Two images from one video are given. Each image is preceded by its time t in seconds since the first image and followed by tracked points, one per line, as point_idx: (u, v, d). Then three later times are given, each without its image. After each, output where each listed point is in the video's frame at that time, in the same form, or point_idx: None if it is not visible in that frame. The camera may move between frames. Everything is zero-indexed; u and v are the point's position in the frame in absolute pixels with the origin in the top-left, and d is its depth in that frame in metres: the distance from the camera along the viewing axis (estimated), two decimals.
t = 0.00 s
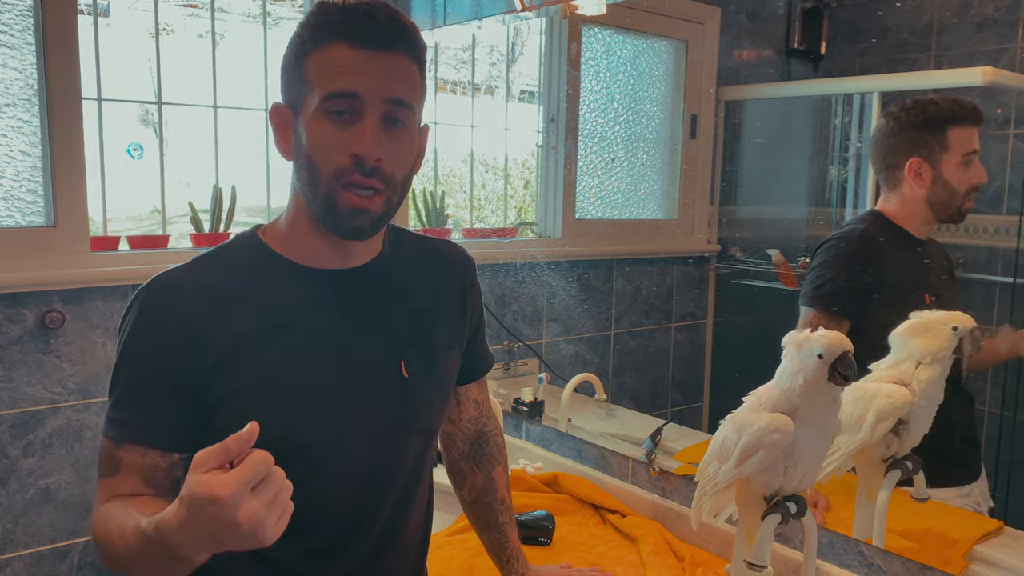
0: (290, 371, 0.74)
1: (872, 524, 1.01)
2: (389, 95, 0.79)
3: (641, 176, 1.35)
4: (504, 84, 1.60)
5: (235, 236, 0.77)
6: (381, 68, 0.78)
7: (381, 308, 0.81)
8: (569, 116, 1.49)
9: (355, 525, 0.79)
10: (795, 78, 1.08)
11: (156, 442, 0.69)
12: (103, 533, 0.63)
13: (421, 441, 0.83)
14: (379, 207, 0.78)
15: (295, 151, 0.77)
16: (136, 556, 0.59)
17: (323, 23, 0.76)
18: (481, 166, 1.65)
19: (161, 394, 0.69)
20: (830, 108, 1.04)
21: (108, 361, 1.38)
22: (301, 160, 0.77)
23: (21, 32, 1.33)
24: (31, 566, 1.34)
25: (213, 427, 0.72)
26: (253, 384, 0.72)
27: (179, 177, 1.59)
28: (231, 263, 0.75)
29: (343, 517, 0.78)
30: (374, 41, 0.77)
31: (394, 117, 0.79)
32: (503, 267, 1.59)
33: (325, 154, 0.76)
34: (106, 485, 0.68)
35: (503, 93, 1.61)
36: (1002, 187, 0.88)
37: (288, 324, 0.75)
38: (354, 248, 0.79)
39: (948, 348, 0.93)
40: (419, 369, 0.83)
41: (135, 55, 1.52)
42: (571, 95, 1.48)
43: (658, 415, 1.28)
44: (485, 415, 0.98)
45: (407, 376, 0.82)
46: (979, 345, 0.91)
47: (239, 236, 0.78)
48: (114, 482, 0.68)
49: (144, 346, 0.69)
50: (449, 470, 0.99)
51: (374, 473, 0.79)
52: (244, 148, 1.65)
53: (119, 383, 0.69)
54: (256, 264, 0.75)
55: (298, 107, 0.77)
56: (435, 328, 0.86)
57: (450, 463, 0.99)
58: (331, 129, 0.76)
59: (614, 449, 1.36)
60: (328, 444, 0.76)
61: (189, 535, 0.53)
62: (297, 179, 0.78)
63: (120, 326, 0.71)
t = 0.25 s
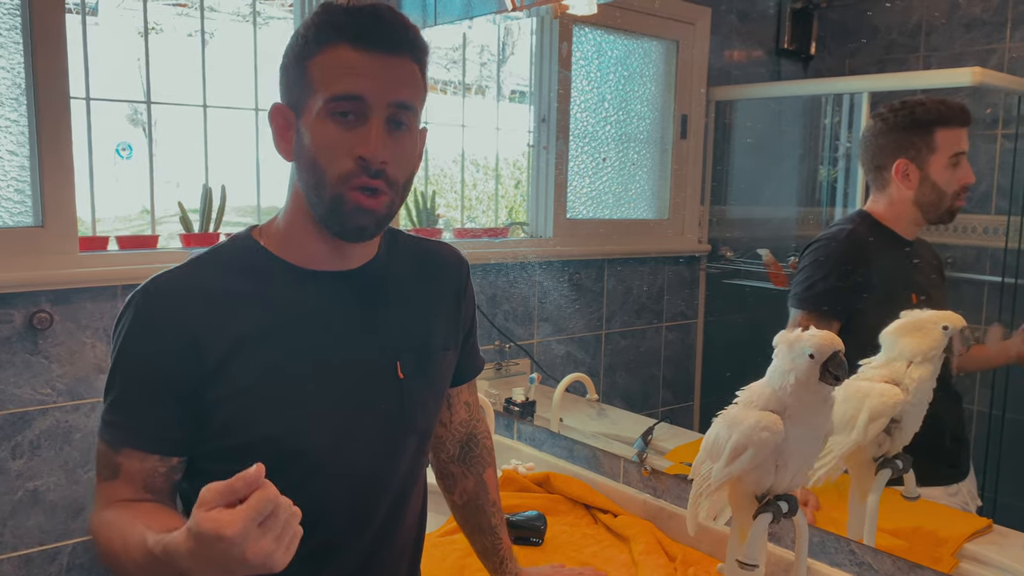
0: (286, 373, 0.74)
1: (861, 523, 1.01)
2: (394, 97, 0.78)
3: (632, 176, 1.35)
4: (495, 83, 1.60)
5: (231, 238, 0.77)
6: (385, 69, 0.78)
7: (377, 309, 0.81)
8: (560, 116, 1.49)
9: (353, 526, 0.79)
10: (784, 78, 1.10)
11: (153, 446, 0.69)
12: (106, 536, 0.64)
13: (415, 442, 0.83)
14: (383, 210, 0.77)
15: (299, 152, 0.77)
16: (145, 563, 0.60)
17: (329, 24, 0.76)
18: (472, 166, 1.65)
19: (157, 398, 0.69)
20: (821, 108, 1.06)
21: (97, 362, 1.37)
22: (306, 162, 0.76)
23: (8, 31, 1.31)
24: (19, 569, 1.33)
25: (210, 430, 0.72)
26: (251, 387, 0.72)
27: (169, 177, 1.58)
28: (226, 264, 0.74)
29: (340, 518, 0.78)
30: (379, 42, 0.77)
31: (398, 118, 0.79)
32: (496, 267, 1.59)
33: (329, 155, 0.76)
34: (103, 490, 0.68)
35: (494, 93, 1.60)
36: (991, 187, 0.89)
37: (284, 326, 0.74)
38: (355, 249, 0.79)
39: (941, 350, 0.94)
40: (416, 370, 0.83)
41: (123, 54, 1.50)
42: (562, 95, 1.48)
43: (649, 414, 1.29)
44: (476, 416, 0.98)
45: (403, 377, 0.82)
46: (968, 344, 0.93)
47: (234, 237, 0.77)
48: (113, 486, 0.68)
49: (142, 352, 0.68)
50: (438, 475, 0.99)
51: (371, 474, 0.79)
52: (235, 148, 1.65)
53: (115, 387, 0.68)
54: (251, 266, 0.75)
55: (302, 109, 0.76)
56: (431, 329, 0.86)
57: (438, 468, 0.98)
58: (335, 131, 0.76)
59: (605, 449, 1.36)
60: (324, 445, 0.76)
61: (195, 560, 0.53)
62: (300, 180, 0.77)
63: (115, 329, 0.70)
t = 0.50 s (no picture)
0: (279, 369, 0.74)
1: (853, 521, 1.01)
2: (400, 100, 0.78)
3: (624, 176, 1.35)
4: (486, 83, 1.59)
5: (223, 232, 0.77)
6: (393, 71, 0.77)
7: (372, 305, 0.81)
8: (551, 115, 1.49)
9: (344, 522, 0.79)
10: (775, 78, 1.10)
11: (143, 438, 0.68)
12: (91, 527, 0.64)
13: (409, 441, 0.83)
14: (379, 213, 0.77)
15: (299, 147, 0.76)
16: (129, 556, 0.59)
17: (342, 23, 0.76)
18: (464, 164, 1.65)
19: (148, 392, 0.68)
20: (811, 108, 1.07)
21: (87, 362, 1.36)
22: (305, 158, 0.76)
23: None
24: (8, 570, 1.32)
25: (200, 424, 0.72)
26: (240, 381, 0.72)
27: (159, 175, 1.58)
28: (220, 258, 0.74)
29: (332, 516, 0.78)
30: (389, 43, 0.77)
31: (402, 122, 0.79)
32: (488, 267, 1.58)
33: (330, 153, 0.75)
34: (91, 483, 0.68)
35: (486, 92, 1.60)
36: (980, 187, 0.90)
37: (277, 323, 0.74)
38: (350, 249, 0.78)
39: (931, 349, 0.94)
40: (409, 367, 0.82)
41: (113, 52, 1.49)
42: (553, 95, 1.48)
43: (641, 413, 1.29)
44: (470, 416, 0.98)
45: (398, 374, 0.81)
46: (960, 343, 0.93)
47: (228, 232, 0.77)
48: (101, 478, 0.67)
49: (130, 343, 0.68)
50: (432, 476, 0.98)
51: (364, 472, 0.79)
52: (225, 147, 1.64)
53: (105, 380, 0.67)
54: (246, 260, 0.74)
55: (306, 105, 0.76)
56: (426, 327, 0.85)
57: (432, 469, 0.98)
58: (338, 129, 0.75)
59: (597, 448, 1.35)
60: (317, 442, 0.75)
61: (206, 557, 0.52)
62: (299, 176, 0.77)
63: (106, 322, 0.70)
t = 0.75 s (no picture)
0: (272, 370, 0.73)
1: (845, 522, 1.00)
2: (396, 100, 0.79)
3: (618, 175, 1.35)
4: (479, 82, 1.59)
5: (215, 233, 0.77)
6: (390, 71, 0.78)
7: (366, 306, 0.81)
8: (544, 115, 1.49)
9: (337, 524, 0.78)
10: (767, 78, 1.12)
11: (132, 439, 0.66)
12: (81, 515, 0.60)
13: (402, 442, 0.83)
14: (372, 209, 0.76)
15: (292, 142, 0.76)
16: (120, 547, 0.55)
17: (340, 23, 0.77)
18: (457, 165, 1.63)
19: (139, 390, 0.67)
20: (804, 107, 1.09)
21: (77, 363, 1.35)
22: (297, 153, 0.75)
23: None
24: None
25: (192, 424, 0.71)
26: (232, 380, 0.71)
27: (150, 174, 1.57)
28: (212, 258, 0.74)
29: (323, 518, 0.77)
30: (386, 44, 0.78)
31: (398, 121, 0.79)
32: (481, 267, 1.58)
33: (325, 149, 0.74)
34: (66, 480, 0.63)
35: (478, 92, 1.59)
36: (971, 187, 0.92)
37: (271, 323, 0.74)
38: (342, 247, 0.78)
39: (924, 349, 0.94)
40: (403, 368, 0.82)
41: (104, 51, 1.48)
42: (546, 94, 1.47)
43: (634, 413, 1.29)
44: (464, 419, 0.97)
45: (391, 374, 0.81)
46: (952, 342, 0.94)
47: (219, 233, 0.77)
48: (80, 474, 0.63)
49: (123, 339, 0.67)
50: (426, 480, 0.97)
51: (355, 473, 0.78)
52: (217, 146, 1.63)
53: (94, 378, 0.66)
54: (238, 261, 0.74)
55: (301, 102, 0.76)
56: (419, 328, 0.85)
57: (426, 474, 0.97)
58: (333, 126, 0.75)
59: (590, 447, 1.35)
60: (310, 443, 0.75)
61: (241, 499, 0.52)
62: (292, 172, 0.76)
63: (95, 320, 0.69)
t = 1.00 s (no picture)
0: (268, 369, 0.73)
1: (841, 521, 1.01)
2: (398, 97, 0.79)
3: (612, 175, 1.35)
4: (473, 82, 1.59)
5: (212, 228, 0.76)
6: (392, 68, 0.79)
7: (364, 307, 0.80)
8: (539, 115, 1.48)
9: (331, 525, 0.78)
10: (761, 78, 1.10)
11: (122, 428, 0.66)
12: (70, 501, 0.60)
13: (398, 444, 0.83)
14: (371, 204, 0.77)
15: (293, 137, 0.76)
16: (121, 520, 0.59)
17: (345, 19, 0.77)
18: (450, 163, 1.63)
19: (132, 381, 0.66)
20: (798, 108, 1.06)
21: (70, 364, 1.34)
22: (298, 147, 0.76)
23: None
24: None
25: (183, 419, 0.70)
26: (224, 380, 0.71)
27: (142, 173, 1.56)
28: (210, 253, 0.73)
29: (317, 520, 0.77)
30: (390, 40, 0.78)
31: (399, 119, 0.80)
32: (475, 267, 1.57)
33: (325, 144, 0.75)
34: (47, 465, 0.63)
35: (472, 91, 1.58)
36: (965, 186, 0.92)
37: (267, 325, 0.74)
38: (340, 243, 0.78)
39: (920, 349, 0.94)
40: (400, 370, 0.82)
41: (96, 50, 1.48)
42: (541, 94, 1.47)
43: (628, 413, 1.29)
44: (462, 421, 0.97)
45: (388, 376, 0.81)
46: (948, 340, 0.94)
47: (217, 228, 0.76)
48: (68, 458, 0.63)
49: (118, 333, 0.66)
50: (423, 481, 0.97)
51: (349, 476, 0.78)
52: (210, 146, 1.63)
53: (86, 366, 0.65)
54: (236, 258, 0.74)
55: (303, 97, 0.77)
56: (418, 330, 0.85)
57: (423, 475, 0.97)
58: (333, 121, 0.76)
59: (585, 447, 1.35)
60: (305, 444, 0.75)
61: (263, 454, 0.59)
62: (292, 166, 0.77)
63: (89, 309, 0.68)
